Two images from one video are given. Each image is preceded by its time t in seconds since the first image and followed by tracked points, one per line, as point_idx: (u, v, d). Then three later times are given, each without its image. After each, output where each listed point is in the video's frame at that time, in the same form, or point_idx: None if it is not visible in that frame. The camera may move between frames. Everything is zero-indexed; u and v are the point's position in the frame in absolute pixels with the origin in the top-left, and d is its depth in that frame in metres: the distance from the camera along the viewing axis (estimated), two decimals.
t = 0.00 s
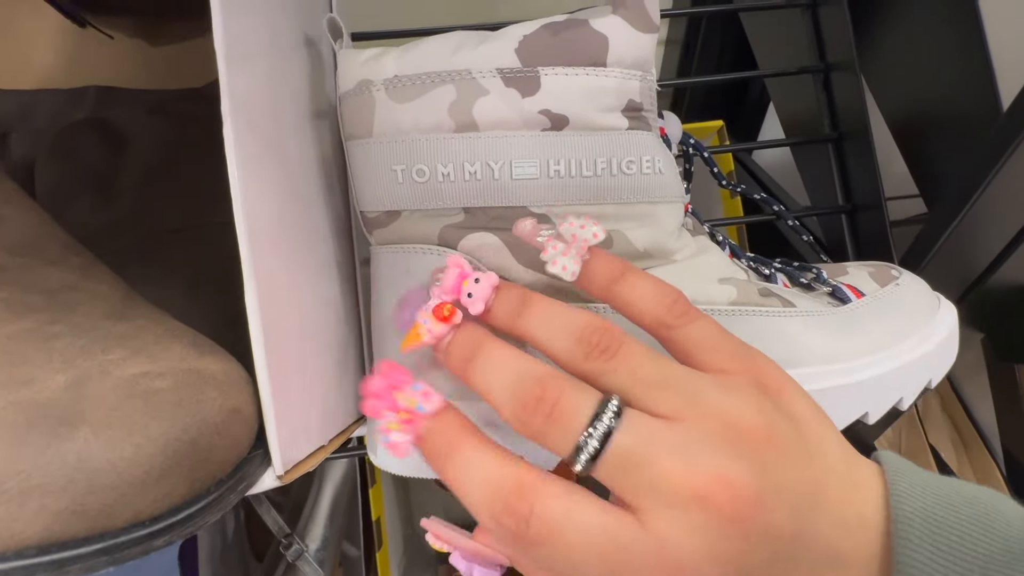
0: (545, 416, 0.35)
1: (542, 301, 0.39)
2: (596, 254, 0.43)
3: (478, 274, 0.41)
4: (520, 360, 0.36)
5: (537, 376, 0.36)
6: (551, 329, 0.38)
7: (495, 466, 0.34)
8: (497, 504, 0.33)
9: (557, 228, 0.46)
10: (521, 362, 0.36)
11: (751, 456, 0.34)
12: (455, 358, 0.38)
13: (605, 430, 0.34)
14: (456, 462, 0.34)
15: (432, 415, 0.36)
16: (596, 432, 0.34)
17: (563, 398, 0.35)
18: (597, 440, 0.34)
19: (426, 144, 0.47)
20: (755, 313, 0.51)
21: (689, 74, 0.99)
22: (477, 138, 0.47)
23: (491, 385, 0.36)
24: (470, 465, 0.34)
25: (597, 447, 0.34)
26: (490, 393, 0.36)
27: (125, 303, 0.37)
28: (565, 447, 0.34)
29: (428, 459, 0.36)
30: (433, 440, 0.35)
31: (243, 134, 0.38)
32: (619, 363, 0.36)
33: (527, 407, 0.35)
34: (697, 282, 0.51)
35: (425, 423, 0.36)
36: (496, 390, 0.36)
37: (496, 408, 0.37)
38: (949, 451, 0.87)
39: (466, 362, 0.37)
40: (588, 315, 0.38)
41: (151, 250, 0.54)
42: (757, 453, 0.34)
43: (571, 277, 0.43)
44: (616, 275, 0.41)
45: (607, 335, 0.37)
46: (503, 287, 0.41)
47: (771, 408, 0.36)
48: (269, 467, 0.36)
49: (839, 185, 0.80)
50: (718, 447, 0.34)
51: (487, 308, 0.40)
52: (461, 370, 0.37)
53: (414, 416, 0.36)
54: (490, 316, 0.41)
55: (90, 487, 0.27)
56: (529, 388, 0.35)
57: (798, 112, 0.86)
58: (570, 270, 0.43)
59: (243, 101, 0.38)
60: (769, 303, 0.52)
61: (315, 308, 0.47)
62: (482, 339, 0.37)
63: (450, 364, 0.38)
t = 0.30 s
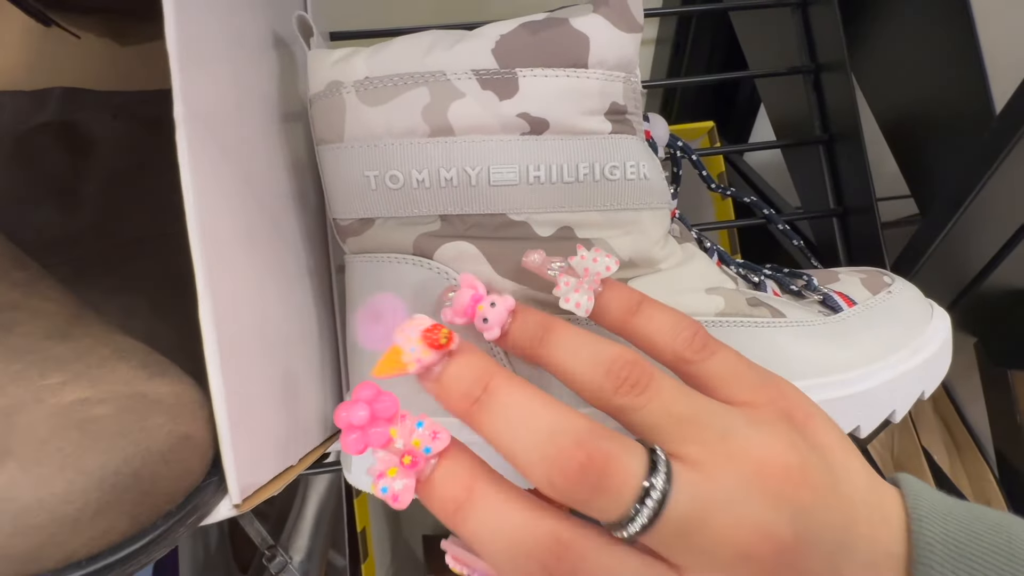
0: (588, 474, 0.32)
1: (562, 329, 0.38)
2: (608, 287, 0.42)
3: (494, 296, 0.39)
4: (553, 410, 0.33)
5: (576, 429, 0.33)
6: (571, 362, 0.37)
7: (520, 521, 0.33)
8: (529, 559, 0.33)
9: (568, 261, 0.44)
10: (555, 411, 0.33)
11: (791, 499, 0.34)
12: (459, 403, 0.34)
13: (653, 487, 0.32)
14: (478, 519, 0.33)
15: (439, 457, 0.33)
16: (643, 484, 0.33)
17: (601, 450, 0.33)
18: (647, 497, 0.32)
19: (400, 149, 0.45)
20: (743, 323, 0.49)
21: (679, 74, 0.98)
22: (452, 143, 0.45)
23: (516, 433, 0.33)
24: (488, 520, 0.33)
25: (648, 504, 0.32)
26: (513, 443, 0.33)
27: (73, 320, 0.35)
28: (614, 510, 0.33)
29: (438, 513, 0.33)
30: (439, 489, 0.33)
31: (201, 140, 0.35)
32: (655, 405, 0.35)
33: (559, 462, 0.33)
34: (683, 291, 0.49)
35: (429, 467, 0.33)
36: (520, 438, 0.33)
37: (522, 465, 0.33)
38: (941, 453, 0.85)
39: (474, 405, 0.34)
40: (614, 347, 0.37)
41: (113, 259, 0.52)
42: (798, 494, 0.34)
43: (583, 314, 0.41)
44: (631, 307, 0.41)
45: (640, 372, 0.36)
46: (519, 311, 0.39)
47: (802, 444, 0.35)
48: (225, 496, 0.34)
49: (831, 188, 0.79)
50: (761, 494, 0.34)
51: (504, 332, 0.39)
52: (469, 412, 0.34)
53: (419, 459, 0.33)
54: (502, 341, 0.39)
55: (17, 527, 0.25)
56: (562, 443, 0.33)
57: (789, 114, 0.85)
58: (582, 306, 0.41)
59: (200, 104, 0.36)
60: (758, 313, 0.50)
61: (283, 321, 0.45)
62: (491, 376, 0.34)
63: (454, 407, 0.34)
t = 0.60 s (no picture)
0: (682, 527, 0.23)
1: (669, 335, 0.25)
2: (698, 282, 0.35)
3: (581, 290, 0.26)
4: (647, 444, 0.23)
5: (676, 473, 0.22)
6: (690, 389, 0.23)
7: None
8: None
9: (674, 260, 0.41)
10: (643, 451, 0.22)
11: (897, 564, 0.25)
12: (525, 429, 0.23)
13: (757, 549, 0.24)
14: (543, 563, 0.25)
15: (502, 462, 0.26)
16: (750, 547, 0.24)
17: (699, 499, 0.23)
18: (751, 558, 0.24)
19: (372, 147, 0.44)
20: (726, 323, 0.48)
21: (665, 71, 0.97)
22: (427, 141, 0.43)
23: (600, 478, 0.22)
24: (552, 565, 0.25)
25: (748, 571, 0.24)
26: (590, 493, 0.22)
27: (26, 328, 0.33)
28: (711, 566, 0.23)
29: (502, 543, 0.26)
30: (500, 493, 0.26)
31: (159, 137, 0.34)
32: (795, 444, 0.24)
33: (649, 509, 0.22)
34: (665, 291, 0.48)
35: (491, 470, 0.26)
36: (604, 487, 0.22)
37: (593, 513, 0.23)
38: (930, 449, 0.85)
39: (545, 436, 0.23)
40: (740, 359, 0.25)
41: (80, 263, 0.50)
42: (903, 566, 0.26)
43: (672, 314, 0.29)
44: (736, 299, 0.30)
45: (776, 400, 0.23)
46: (613, 312, 0.24)
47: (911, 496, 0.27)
48: (186, 511, 0.32)
49: (816, 184, 0.78)
50: (867, 556, 0.25)
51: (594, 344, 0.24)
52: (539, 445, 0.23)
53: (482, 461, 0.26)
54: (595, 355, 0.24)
55: None
56: (659, 487, 0.22)
57: (774, 110, 0.84)
58: (672, 307, 0.30)
59: (159, 101, 0.34)
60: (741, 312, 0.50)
61: (252, 325, 0.43)
62: (562, 399, 0.23)
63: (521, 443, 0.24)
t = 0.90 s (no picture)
0: (693, 509, 0.33)
1: (667, 373, 0.38)
2: (712, 324, 0.42)
3: (590, 326, 0.41)
4: (650, 442, 0.35)
5: (680, 463, 0.34)
6: (672, 406, 0.37)
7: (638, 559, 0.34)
8: None
9: (667, 299, 0.45)
10: (649, 445, 0.35)
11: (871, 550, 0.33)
12: (570, 434, 0.37)
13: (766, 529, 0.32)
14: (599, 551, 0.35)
15: (554, 493, 0.36)
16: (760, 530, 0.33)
17: (702, 485, 0.33)
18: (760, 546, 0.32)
19: (329, 148, 0.43)
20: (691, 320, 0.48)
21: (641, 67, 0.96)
22: (384, 140, 0.43)
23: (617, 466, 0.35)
24: (611, 550, 0.34)
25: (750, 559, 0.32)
26: (620, 482, 0.35)
27: None
28: (716, 554, 0.33)
29: (554, 553, 0.36)
30: (553, 524, 0.35)
31: (97, 138, 0.33)
32: (757, 446, 0.35)
33: (669, 503, 0.33)
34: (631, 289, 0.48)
35: (543, 503, 0.36)
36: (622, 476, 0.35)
37: (624, 496, 0.35)
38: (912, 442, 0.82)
39: (586, 435, 0.37)
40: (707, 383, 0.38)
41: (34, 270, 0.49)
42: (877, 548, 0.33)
43: (689, 345, 0.42)
44: (737, 346, 0.41)
45: (738, 413, 0.36)
46: (615, 343, 0.40)
47: (916, 507, 0.34)
48: (129, 524, 0.31)
49: (789, 179, 0.78)
50: (873, 552, 0.33)
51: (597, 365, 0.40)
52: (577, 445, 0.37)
53: (535, 494, 0.36)
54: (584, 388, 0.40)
55: None
56: (671, 480, 0.34)
57: (748, 106, 0.84)
58: (687, 339, 0.42)
59: (97, 102, 0.33)
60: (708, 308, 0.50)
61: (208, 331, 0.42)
62: (600, 411, 0.37)
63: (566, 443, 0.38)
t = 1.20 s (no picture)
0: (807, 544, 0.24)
1: (762, 385, 0.26)
2: (773, 340, 0.35)
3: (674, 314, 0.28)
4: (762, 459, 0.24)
5: (801, 491, 0.24)
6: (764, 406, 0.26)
7: None
8: None
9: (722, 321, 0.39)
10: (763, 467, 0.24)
11: None
12: (654, 442, 0.24)
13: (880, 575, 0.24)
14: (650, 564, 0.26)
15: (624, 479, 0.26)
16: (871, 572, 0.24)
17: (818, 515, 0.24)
18: None
19: (268, 146, 0.42)
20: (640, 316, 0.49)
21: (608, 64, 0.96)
22: (325, 138, 0.42)
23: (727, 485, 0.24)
24: None
25: None
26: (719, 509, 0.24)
27: None
28: None
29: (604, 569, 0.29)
30: (621, 520, 0.26)
31: (11, 139, 0.32)
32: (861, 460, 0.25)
33: (777, 533, 0.24)
34: (580, 285, 0.48)
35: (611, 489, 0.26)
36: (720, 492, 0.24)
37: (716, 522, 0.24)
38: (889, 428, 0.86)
39: (675, 450, 0.24)
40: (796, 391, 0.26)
41: None
42: None
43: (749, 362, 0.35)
44: (799, 360, 0.34)
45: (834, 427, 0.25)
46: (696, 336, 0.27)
47: (987, 531, 0.27)
48: (48, 536, 0.31)
49: (753, 172, 0.79)
50: None
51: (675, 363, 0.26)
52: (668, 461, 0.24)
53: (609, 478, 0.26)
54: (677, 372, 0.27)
55: None
56: (781, 508, 0.24)
57: (712, 100, 0.84)
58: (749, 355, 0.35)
59: (11, 103, 0.32)
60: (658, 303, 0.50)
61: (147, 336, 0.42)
62: (694, 418, 0.24)
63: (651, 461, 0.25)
